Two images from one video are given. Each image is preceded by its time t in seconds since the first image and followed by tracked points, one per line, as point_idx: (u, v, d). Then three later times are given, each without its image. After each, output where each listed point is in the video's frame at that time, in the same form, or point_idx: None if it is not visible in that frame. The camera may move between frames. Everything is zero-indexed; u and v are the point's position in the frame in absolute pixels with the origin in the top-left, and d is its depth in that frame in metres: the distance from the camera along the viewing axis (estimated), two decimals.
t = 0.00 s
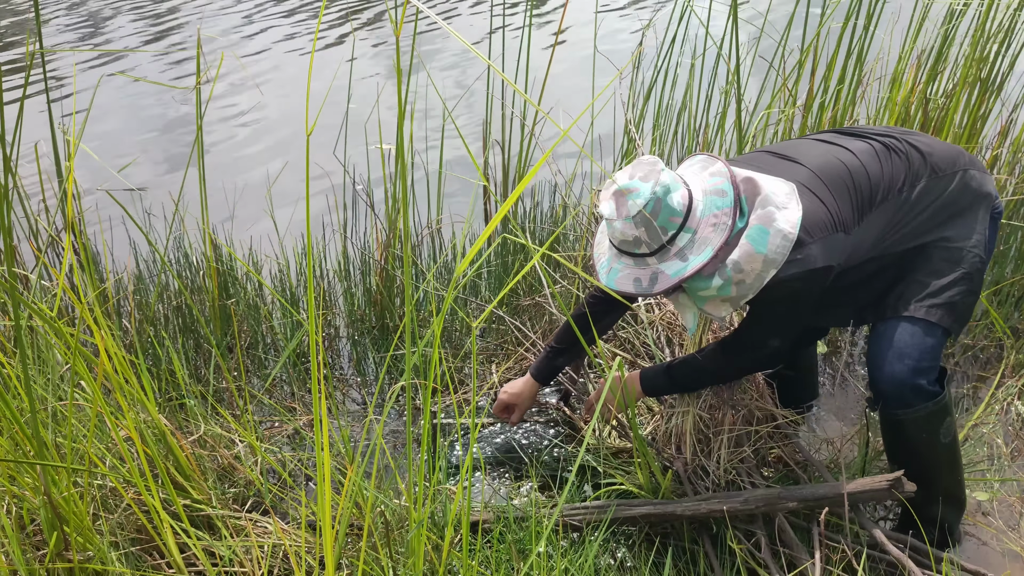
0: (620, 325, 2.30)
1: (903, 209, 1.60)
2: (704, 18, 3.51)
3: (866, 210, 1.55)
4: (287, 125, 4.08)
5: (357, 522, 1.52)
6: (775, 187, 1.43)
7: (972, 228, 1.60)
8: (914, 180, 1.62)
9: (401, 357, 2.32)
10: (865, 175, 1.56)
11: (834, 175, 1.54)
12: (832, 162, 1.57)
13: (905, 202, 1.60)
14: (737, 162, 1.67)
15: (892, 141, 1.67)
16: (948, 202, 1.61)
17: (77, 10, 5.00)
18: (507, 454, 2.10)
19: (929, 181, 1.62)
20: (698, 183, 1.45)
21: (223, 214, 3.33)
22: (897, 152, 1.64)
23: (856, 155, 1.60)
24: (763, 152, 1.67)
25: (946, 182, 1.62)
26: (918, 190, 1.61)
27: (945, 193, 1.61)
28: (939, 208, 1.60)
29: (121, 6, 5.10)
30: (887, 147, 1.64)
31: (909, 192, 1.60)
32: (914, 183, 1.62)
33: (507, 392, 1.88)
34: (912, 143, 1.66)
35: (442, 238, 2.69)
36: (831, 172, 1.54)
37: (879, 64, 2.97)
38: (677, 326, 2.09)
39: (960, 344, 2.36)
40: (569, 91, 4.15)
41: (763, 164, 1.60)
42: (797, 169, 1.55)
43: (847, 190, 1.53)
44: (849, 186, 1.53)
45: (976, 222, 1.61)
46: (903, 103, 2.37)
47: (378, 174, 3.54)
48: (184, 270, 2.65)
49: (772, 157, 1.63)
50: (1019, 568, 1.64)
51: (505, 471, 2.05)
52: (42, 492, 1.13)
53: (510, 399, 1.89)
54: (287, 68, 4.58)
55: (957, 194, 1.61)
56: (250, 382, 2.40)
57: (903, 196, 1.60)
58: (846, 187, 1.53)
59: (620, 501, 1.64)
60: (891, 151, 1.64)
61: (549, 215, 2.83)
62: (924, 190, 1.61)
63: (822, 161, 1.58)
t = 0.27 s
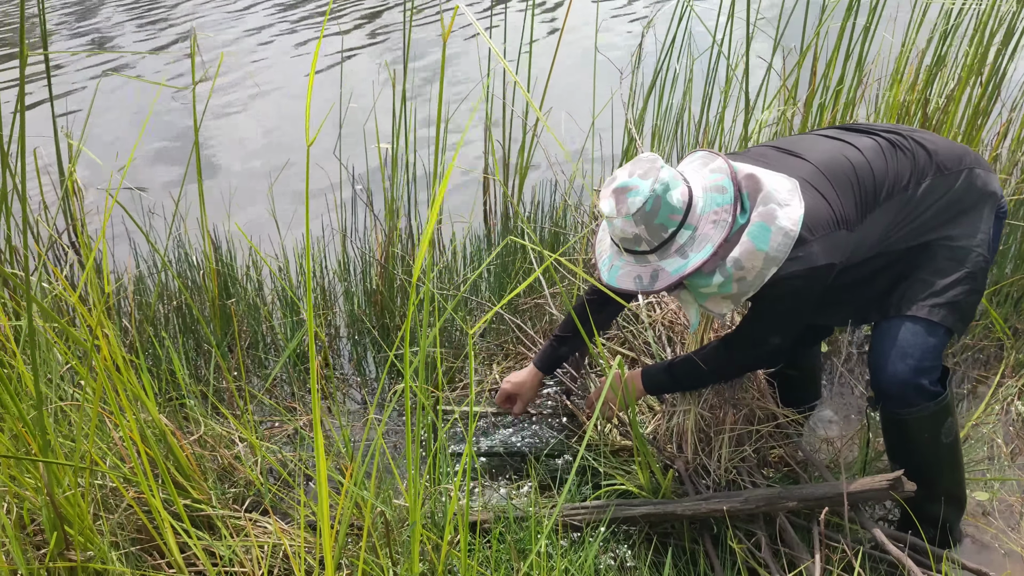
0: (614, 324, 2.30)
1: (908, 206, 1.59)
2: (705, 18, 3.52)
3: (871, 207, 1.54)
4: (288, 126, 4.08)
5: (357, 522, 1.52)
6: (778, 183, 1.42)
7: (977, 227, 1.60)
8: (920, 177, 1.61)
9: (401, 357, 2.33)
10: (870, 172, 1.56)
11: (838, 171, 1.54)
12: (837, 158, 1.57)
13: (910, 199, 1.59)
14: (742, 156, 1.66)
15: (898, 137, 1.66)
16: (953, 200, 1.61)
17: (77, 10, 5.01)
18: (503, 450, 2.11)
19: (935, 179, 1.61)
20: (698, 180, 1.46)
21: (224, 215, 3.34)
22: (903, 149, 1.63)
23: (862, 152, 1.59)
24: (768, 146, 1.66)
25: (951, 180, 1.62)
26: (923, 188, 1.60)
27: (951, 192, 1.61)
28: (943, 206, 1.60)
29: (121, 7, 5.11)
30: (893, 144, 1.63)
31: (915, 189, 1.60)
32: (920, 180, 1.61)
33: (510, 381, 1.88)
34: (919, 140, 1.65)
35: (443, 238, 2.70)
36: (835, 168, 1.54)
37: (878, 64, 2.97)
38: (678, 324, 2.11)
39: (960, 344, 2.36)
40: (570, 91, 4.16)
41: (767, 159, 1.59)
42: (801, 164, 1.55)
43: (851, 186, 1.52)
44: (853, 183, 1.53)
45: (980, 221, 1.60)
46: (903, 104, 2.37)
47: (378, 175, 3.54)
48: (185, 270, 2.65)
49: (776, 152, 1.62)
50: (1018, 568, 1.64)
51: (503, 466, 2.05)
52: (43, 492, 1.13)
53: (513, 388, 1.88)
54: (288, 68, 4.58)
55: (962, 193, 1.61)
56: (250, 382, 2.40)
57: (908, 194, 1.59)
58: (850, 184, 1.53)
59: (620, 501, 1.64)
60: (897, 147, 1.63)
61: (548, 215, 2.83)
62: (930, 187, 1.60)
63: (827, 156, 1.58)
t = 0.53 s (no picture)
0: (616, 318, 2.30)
1: (914, 205, 1.59)
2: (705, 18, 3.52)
3: (876, 205, 1.55)
4: (288, 125, 4.08)
5: (357, 522, 1.52)
6: (785, 179, 1.43)
7: (982, 228, 1.59)
8: (927, 177, 1.61)
9: (402, 357, 2.33)
10: (877, 170, 1.57)
11: (845, 169, 1.54)
12: (844, 156, 1.57)
13: (916, 198, 1.60)
14: (748, 151, 1.67)
15: (906, 137, 1.67)
16: (958, 201, 1.60)
17: (79, 10, 5.01)
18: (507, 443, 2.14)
19: (941, 179, 1.61)
20: (704, 175, 1.45)
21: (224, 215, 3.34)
22: (910, 148, 1.63)
23: (869, 150, 1.60)
24: (775, 141, 1.67)
25: (958, 180, 1.61)
26: (930, 188, 1.60)
27: (957, 192, 1.60)
28: (948, 206, 1.60)
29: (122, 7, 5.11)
30: (900, 143, 1.64)
31: (921, 188, 1.60)
32: (926, 179, 1.61)
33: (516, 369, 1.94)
34: (926, 140, 1.66)
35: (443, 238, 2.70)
36: (842, 166, 1.55)
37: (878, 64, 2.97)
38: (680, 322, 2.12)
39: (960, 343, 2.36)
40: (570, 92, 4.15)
41: (775, 155, 1.60)
42: (809, 160, 1.56)
43: (858, 185, 1.53)
44: (859, 181, 1.54)
45: (986, 222, 1.60)
46: (903, 103, 2.37)
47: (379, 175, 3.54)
48: (185, 269, 2.65)
49: (783, 147, 1.63)
50: (1018, 568, 1.65)
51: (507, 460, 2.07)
52: (44, 492, 1.13)
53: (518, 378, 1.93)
54: (288, 68, 4.58)
55: (968, 193, 1.61)
56: (250, 382, 2.40)
57: (914, 193, 1.60)
58: (857, 182, 1.53)
59: (620, 501, 1.64)
60: (904, 146, 1.64)
61: (549, 214, 2.83)
62: (936, 187, 1.61)
63: (835, 153, 1.58)
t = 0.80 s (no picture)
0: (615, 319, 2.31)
1: (918, 205, 1.60)
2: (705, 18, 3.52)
3: (880, 205, 1.55)
4: (288, 125, 4.08)
5: (357, 521, 1.52)
6: (789, 177, 1.44)
7: (985, 228, 1.58)
8: (932, 176, 1.61)
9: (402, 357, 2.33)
10: (882, 169, 1.57)
11: (850, 167, 1.54)
12: (849, 154, 1.58)
13: (920, 198, 1.60)
14: (753, 147, 1.68)
15: (911, 136, 1.67)
16: (962, 201, 1.60)
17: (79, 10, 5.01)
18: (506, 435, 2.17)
19: (946, 178, 1.61)
20: (708, 171, 1.45)
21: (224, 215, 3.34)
22: (915, 147, 1.63)
23: (874, 148, 1.60)
24: (780, 138, 1.67)
25: (963, 180, 1.61)
26: (934, 187, 1.60)
27: (962, 192, 1.60)
28: (952, 206, 1.60)
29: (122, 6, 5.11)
30: (905, 142, 1.64)
31: (926, 188, 1.60)
32: (931, 179, 1.61)
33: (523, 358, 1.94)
34: (931, 139, 1.66)
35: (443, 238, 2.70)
36: (847, 164, 1.55)
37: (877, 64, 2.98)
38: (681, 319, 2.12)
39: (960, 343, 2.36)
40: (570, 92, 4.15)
41: (780, 152, 1.60)
42: (814, 158, 1.56)
43: (862, 183, 1.53)
44: (864, 180, 1.54)
45: (990, 223, 1.59)
46: (902, 103, 2.38)
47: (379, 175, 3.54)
48: (185, 269, 2.65)
49: (788, 144, 1.63)
50: (1018, 568, 1.64)
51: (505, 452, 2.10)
52: (43, 492, 1.13)
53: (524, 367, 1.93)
54: (288, 68, 4.58)
55: (972, 194, 1.60)
56: (250, 381, 2.40)
57: (918, 192, 1.60)
58: (862, 180, 1.54)
59: (621, 500, 1.64)
60: (909, 146, 1.64)
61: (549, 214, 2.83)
62: (941, 187, 1.61)
63: (840, 151, 1.58)
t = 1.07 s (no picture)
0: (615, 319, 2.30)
1: (920, 204, 1.59)
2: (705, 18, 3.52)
3: (883, 204, 1.55)
4: (288, 124, 4.08)
5: (357, 521, 1.52)
6: (792, 175, 1.43)
7: (987, 229, 1.58)
8: (934, 176, 1.61)
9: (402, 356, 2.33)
10: (885, 168, 1.56)
11: (853, 165, 1.54)
12: (852, 152, 1.57)
13: (923, 197, 1.59)
14: (755, 143, 1.67)
15: (914, 136, 1.66)
16: (964, 201, 1.60)
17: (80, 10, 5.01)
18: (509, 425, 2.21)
19: (948, 178, 1.61)
20: (711, 169, 1.46)
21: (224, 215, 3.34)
22: (918, 147, 1.63)
23: (878, 147, 1.60)
24: (783, 135, 1.67)
25: (965, 180, 1.61)
26: (937, 187, 1.60)
27: (963, 192, 1.60)
28: (954, 206, 1.59)
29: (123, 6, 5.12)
30: (908, 142, 1.64)
31: (928, 187, 1.60)
32: (933, 178, 1.61)
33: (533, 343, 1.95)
34: (934, 139, 1.66)
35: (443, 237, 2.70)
36: (850, 162, 1.54)
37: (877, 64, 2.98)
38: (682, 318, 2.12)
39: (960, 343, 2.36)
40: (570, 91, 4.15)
41: (783, 149, 1.59)
42: (817, 156, 1.55)
43: (865, 181, 1.53)
44: (867, 178, 1.53)
45: (991, 223, 1.59)
46: (902, 103, 2.38)
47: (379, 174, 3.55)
48: (185, 269, 2.65)
49: (792, 141, 1.62)
50: (1018, 568, 1.64)
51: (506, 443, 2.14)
52: (44, 492, 1.13)
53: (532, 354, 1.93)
54: (289, 68, 4.58)
55: (974, 194, 1.60)
56: (250, 381, 2.41)
57: (921, 192, 1.59)
58: (864, 178, 1.53)
59: (620, 500, 1.63)
60: (912, 145, 1.63)
61: (548, 214, 2.84)
62: (943, 186, 1.60)
63: (843, 149, 1.58)
